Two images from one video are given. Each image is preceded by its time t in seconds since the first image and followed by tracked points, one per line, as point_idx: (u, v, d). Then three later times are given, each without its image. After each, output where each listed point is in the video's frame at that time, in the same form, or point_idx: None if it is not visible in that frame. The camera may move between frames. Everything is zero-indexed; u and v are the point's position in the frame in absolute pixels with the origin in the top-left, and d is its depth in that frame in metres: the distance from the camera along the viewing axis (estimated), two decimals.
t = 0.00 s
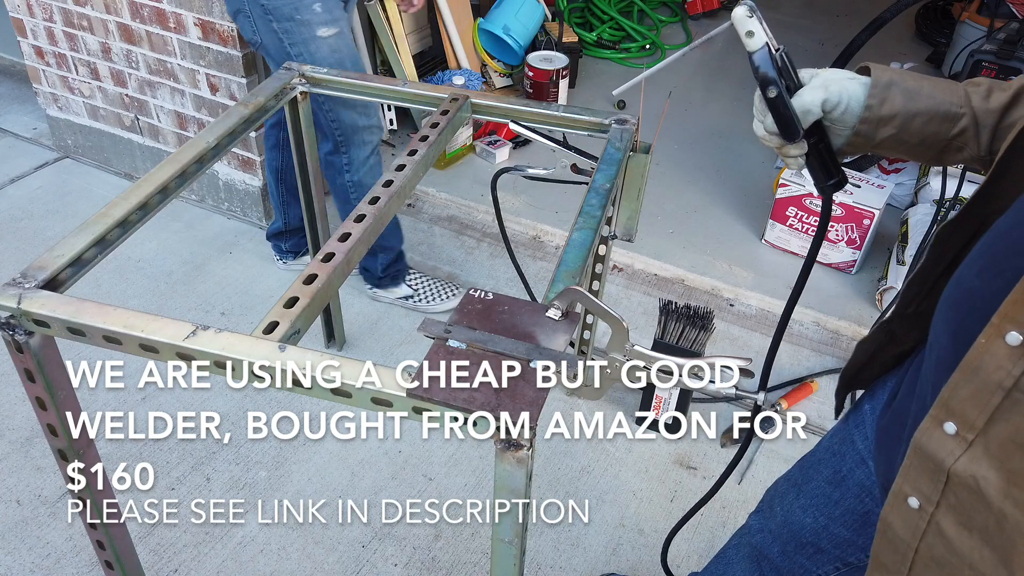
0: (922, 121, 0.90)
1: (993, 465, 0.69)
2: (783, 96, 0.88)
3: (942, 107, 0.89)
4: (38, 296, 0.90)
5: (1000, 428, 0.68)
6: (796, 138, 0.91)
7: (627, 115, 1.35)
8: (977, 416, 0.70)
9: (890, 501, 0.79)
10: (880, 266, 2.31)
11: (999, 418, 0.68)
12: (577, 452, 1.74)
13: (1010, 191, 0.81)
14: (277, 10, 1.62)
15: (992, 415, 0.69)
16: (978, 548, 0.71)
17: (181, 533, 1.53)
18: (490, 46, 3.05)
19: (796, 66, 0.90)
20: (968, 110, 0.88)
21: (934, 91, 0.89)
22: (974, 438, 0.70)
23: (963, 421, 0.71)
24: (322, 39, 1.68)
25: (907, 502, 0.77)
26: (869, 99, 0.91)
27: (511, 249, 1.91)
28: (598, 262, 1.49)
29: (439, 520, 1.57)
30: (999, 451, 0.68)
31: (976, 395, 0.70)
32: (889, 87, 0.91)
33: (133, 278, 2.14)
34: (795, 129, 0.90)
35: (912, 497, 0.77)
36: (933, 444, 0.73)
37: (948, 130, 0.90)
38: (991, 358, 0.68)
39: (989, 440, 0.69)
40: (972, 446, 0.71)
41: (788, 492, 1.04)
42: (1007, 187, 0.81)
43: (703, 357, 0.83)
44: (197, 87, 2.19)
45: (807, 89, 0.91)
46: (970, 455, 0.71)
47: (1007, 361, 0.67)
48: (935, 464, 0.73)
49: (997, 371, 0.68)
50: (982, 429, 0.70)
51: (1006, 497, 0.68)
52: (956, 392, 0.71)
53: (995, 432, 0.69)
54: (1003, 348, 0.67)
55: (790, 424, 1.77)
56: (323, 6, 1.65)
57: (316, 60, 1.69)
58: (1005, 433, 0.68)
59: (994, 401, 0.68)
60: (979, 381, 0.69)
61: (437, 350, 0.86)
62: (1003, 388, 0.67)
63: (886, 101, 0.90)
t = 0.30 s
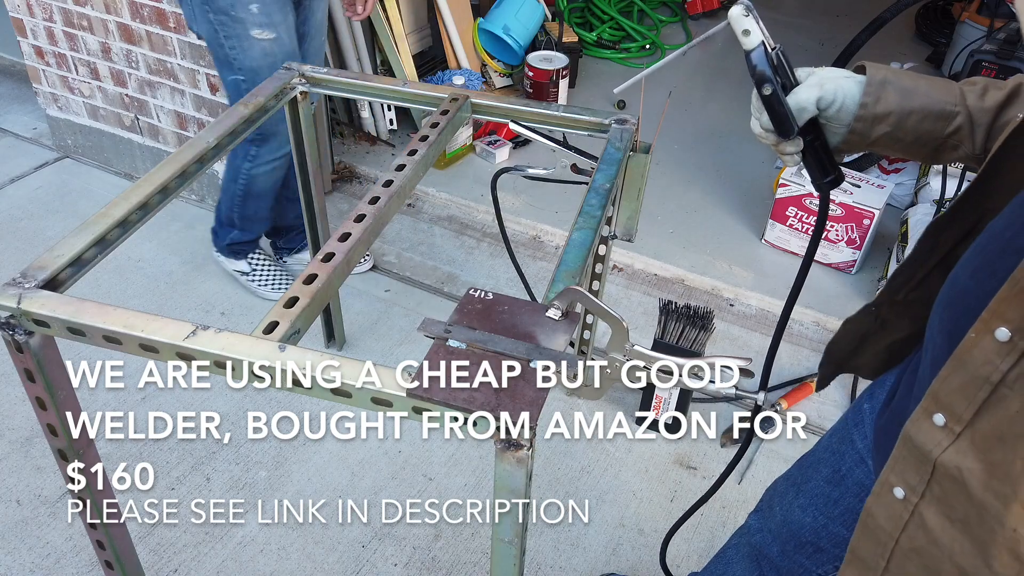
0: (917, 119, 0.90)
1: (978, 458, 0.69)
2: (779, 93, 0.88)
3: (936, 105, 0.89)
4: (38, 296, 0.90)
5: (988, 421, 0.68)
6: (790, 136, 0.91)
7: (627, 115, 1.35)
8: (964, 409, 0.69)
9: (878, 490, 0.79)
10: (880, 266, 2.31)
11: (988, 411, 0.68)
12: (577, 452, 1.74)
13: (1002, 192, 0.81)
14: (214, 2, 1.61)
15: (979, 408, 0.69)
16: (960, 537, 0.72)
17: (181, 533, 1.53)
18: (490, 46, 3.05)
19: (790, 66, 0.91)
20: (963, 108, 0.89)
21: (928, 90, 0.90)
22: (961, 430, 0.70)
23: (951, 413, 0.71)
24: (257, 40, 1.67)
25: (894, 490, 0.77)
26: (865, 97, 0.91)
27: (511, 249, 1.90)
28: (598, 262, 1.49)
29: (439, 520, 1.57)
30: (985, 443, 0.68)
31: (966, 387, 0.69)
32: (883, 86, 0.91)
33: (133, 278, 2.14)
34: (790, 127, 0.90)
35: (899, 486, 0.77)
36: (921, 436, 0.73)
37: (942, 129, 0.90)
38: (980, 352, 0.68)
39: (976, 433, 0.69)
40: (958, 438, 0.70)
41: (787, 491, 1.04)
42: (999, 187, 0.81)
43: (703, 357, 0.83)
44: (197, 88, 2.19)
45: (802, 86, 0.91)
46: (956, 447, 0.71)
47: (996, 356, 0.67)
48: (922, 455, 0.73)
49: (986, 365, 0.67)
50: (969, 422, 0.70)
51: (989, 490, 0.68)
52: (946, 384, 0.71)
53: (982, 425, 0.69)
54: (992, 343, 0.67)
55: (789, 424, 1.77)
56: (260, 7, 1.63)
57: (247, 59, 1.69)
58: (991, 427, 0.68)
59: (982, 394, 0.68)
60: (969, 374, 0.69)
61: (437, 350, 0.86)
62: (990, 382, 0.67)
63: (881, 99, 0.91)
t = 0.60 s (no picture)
0: (913, 120, 0.90)
1: (968, 452, 0.69)
2: (775, 94, 0.88)
3: (933, 106, 0.89)
4: (38, 296, 0.90)
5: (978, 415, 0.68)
6: (788, 137, 0.91)
7: (627, 115, 1.35)
8: (954, 404, 0.70)
9: (868, 483, 0.80)
10: (880, 265, 2.31)
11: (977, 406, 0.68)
12: (577, 452, 1.74)
13: (1000, 193, 0.80)
14: None
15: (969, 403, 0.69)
16: (948, 532, 0.72)
17: (181, 533, 1.53)
18: (490, 46, 3.05)
19: (788, 66, 0.91)
20: (959, 109, 0.88)
21: (924, 91, 0.90)
22: (951, 425, 0.70)
23: (941, 408, 0.71)
24: (164, 46, 1.60)
25: (884, 485, 0.77)
26: (861, 98, 0.91)
27: (510, 249, 1.90)
28: (598, 262, 1.49)
29: (439, 520, 1.57)
30: (976, 438, 0.68)
31: (956, 383, 0.69)
32: (880, 87, 0.91)
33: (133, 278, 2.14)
34: (786, 128, 0.90)
35: (888, 480, 0.77)
36: (911, 431, 0.74)
37: (939, 130, 0.90)
38: (969, 349, 0.68)
39: (966, 428, 0.69)
40: (949, 433, 0.71)
41: (787, 490, 1.04)
42: (998, 188, 0.80)
43: (703, 357, 0.83)
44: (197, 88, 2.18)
45: (799, 87, 0.91)
46: (946, 441, 0.71)
47: (986, 351, 0.67)
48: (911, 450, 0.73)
49: (976, 361, 0.67)
50: (959, 416, 0.70)
51: (979, 484, 0.68)
52: (936, 380, 0.71)
53: (973, 420, 0.69)
54: (981, 339, 0.67)
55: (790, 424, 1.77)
56: (178, 14, 1.58)
57: (151, 62, 1.62)
58: (981, 421, 0.68)
59: (972, 390, 0.68)
60: (959, 370, 0.69)
61: (437, 350, 0.86)
62: (980, 378, 0.67)
63: (877, 100, 0.91)
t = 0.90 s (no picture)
0: (912, 122, 0.90)
1: (966, 464, 0.69)
2: (774, 97, 0.88)
3: (933, 108, 0.89)
4: (38, 296, 0.90)
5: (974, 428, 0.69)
6: (788, 138, 0.91)
7: (627, 115, 1.35)
8: (950, 418, 0.70)
9: (861, 495, 0.79)
10: (880, 265, 2.31)
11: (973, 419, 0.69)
12: (577, 452, 1.74)
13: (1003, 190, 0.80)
14: (64, 30, 1.47)
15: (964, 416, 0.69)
16: (949, 542, 0.72)
17: (181, 533, 1.53)
18: (490, 46, 3.06)
19: (788, 69, 0.91)
20: (958, 111, 0.89)
21: (923, 93, 0.90)
22: (947, 437, 0.71)
23: (936, 422, 0.71)
24: (92, 79, 1.49)
25: (879, 496, 0.77)
26: (860, 100, 0.91)
27: (510, 248, 1.90)
28: (598, 261, 1.49)
29: (439, 520, 1.57)
30: (973, 450, 0.69)
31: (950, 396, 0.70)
32: (880, 89, 0.91)
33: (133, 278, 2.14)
34: (785, 130, 0.90)
35: (883, 492, 0.77)
36: (906, 445, 0.74)
37: (938, 131, 0.90)
38: (964, 365, 0.69)
39: (962, 440, 0.70)
40: (945, 445, 0.71)
41: (789, 491, 1.04)
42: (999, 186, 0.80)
43: (703, 357, 0.83)
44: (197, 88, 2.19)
45: (799, 90, 0.91)
46: (942, 454, 0.71)
47: (981, 366, 0.68)
48: (908, 464, 0.73)
49: (970, 376, 0.68)
50: (955, 429, 0.70)
51: (981, 494, 0.68)
52: (931, 395, 0.71)
53: (968, 433, 0.69)
54: (975, 354, 0.68)
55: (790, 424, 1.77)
56: (105, 46, 1.47)
57: (81, 97, 1.51)
58: (977, 434, 0.69)
59: (968, 404, 0.69)
60: (954, 384, 0.70)
61: (437, 350, 0.86)
62: (976, 392, 0.68)
63: (877, 103, 0.90)
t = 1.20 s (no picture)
0: (906, 131, 0.90)
1: (993, 502, 0.70)
2: (767, 112, 0.89)
3: (926, 116, 0.89)
4: (38, 296, 0.90)
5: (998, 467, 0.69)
6: (782, 152, 0.91)
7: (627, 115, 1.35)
8: (973, 456, 0.71)
9: (886, 538, 0.80)
10: (880, 265, 2.31)
11: (997, 459, 0.69)
12: (577, 452, 1.74)
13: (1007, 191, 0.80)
14: None
15: (987, 455, 0.70)
16: None
17: (181, 533, 1.53)
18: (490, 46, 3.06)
19: (780, 82, 0.91)
20: (951, 119, 0.88)
21: (916, 102, 0.90)
22: (971, 476, 0.71)
23: (959, 461, 0.72)
24: None
25: (905, 540, 0.78)
26: (854, 112, 0.91)
27: (510, 249, 1.90)
28: (598, 262, 1.49)
29: (439, 520, 1.57)
30: (999, 488, 0.69)
31: (972, 435, 0.71)
32: (873, 99, 0.91)
33: (133, 278, 2.14)
34: (779, 143, 0.90)
35: (909, 535, 0.78)
36: (930, 485, 0.74)
37: (932, 139, 0.90)
38: (984, 403, 0.69)
39: (987, 479, 0.70)
40: (969, 484, 0.72)
41: (796, 497, 1.03)
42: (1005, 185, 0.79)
43: (703, 358, 0.83)
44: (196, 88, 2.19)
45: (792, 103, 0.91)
46: (968, 493, 0.72)
47: (1001, 403, 0.68)
48: (933, 504, 0.74)
49: (991, 414, 0.69)
50: (979, 468, 0.71)
51: (1010, 532, 0.68)
52: (951, 435, 0.72)
53: (993, 472, 0.70)
54: (993, 392, 0.69)
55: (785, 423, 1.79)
56: None
57: None
58: (1002, 473, 0.69)
59: (990, 442, 0.70)
60: (975, 424, 0.70)
61: (437, 350, 0.86)
62: (998, 429, 0.69)
63: (870, 113, 0.91)
